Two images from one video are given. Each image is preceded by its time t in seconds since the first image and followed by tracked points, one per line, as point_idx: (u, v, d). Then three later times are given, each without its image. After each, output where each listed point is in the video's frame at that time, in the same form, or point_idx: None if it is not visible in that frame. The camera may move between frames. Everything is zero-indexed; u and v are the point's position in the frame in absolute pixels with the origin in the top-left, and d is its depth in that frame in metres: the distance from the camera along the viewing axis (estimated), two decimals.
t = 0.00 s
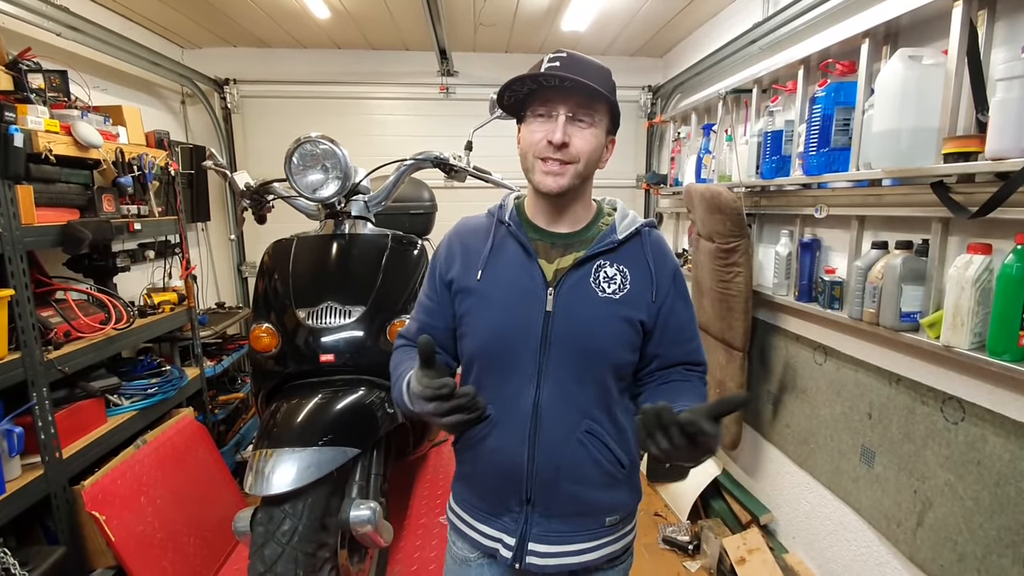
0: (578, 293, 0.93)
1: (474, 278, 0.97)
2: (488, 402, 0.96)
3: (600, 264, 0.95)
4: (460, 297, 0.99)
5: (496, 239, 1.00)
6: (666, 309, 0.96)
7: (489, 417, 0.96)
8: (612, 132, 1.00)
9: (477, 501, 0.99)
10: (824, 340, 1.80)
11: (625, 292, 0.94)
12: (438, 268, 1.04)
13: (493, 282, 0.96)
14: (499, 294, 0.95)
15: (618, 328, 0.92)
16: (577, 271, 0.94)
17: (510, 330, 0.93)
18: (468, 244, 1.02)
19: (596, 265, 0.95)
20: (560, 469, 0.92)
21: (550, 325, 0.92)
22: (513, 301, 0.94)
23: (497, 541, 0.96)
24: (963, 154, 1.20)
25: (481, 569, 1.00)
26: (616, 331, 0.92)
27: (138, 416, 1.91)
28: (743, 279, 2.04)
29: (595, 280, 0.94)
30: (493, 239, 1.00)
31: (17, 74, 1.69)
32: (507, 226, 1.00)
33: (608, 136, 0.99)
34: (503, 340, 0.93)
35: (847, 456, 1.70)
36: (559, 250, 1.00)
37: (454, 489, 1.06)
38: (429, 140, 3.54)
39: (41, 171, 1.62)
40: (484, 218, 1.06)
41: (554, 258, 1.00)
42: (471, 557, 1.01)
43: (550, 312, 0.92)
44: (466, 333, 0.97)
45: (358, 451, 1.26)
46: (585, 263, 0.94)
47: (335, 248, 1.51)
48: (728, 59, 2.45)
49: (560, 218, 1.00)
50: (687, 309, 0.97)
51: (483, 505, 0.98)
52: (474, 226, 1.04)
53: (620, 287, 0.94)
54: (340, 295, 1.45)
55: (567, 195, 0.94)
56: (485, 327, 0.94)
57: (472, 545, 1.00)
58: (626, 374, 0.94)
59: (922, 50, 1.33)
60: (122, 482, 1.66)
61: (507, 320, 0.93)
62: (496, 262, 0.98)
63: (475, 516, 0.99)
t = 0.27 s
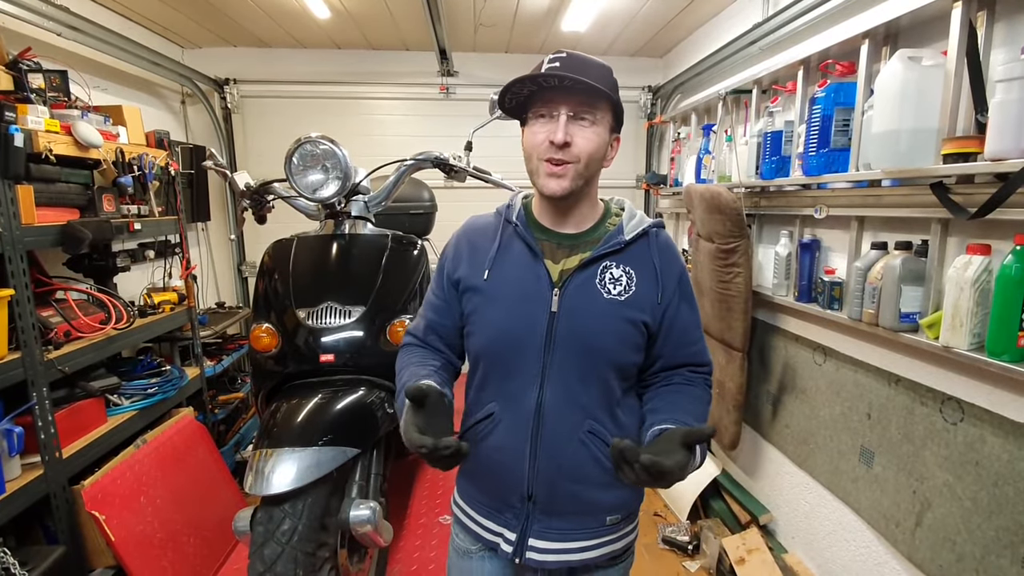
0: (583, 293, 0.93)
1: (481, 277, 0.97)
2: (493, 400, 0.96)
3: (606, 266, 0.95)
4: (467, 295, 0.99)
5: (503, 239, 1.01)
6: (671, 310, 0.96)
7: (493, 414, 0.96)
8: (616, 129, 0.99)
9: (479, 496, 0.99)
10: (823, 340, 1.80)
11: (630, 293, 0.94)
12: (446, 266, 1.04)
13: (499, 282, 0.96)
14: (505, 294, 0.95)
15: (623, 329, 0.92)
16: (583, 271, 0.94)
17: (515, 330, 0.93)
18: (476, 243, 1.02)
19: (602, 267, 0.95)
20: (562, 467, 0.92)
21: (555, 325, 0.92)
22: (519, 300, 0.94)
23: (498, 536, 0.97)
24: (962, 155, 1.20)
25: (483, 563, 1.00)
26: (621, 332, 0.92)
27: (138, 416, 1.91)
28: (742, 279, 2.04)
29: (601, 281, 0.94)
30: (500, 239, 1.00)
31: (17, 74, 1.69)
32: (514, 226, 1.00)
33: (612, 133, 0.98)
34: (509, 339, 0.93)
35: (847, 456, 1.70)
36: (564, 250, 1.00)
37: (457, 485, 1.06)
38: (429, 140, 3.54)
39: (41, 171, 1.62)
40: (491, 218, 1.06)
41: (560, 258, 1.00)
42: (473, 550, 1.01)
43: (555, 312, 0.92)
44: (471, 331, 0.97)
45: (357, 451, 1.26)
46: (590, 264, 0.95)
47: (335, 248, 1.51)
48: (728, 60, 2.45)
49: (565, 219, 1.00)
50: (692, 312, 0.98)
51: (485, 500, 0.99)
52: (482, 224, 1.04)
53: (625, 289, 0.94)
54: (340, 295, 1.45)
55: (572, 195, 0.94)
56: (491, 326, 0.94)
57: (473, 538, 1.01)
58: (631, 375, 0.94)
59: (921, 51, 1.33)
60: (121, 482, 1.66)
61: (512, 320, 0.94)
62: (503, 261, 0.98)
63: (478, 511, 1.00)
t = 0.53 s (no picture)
0: (583, 293, 0.93)
1: (487, 275, 1.00)
2: (495, 396, 0.98)
3: (608, 266, 0.94)
4: (476, 293, 1.02)
5: (511, 238, 1.02)
6: (677, 313, 0.93)
7: (495, 410, 0.97)
8: (621, 126, 0.99)
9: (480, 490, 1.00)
10: (823, 340, 1.80)
11: (632, 295, 0.92)
12: (460, 266, 1.08)
13: (504, 281, 0.98)
14: (507, 293, 0.97)
15: (623, 331, 0.91)
16: (585, 271, 0.94)
17: (516, 328, 0.94)
18: (486, 243, 1.04)
19: (604, 267, 0.94)
20: (559, 466, 0.92)
21: (554, 324, 0.93)
22: (520, 299, 0.95)
23: (495, 529, 0.98)
24: (962, 155, 1.20)
25: (482, 556, 1.02)
26: (621, 334, 0.90)
27: (137, 415, 1.91)
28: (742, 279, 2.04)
29: (601, 281, 0.93)
30: (508, 239, 1.02)
31: (16, 74, 1.69)
32: (522, 226, 1.02)
33: (618, 131, 0.98)
34: (509, 338, 0.95)
35: (846, 456, 1.70)
36: (568, 250, 1.00)
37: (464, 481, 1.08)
38: (429, 140, 3.54)
39: (40, 171, 1.62)
40: (504, 219, 1.08)
41: (563, 258, 0.99)
42: (473, 541, 1.03)
43: (554, 311, 0.93)
44: (478, 329, 1.00)
45: (357, 451, 1.25)
46: (592, 264, 0.94)
47: (334, 248, 1.51)
48: (728, 59, 2.45)
49: (576, 218, 1.00)
50: (702, 316, 0.94)
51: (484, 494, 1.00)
52: (494, 225, 1.07)
53: (627, 290, 0.92)
54: (339, 294, 1.45)
55: (583, 194, 0.94)
56: (493, 324, 0.96)
57: (473, 530, 1.03)
58: (633, 378, 0.93)
59: (920, 51, 1.33)
60: (120, 482, 1.66)
61: (513, 319, 0.95)
62: (509, 261, 1.00)
63: (480, 505, 1.01)
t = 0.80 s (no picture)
0: (596, 294, 0.92)
1: (499, 275, 0.99)
2: (505, 396, 0.98)
3: (622, 267, 0.94)
4: (487, 292, 1.01)
5: (523, 238, 1.02)
6: (689, 317, 0.92)
7: (504, 410, 0.98)
8: (633, 126, 1.00)
9: (489, 490, 1.00)
10: (823, 339, 1.80)
11: (645, 297, 0.92)
12: (470, 265, 1.07)
13: (517, 281, 0.98)
14: (520, 292, 0.96)
15: (635, 332, 0.91)
16: (598, 272, 0.94)
17: (528, 329, 0.94)
18: (498, 242, 1.04)
19: (618, 268, 0.94)
20: (568, 465, 0.93)
21: (566, 325, 0.92)
22: (532, 300, 0.95)
23: (504, 530, 0.98)
24: (962, 154, 1.20)
25: (489, 557, 1.02)
26: (633, 335, 0.91)
27: (136, 415, 1.91)
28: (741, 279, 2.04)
29: (614, 283, 0.93)
30: (521, 238, 1.02)
31: (14, 74, 1.68)
32: (535, 226, 1.01)
33: (631, 130, 0.99)
34: (522, 338, 0.95)
35: (846, 456, 1.70)
36: (582, 251, 0.99)
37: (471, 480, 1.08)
38: (429, 140, 3.53)
39: (39, 171, 1.62)
40: (516, 217, 1.07)
41: (577, 259, 0.99)
42: (481, 543, 1.03)
43: (567, 312, 0.93)
44: (489, 328, 0.99)
45: (355, 451, 1.25)
46: (606, 265, 0.94)
47: (333, 248, 1.51)
48: (728, 59, 2.45)
49: (592, 219, 0.99)
50: (714, 320, 0.93)
51: (494, 494, 0.99)
52: (506, 224, 1.06)
53: (640, 291, 0.92)
54: (338, 294, 1.45)
55: (599, 193, 0.94)
56: (505, 324, 0.96)
57: (482, 531, 1.02)
58: (643, 380, 0.93)
59: (920, 50, 1.33)
60: (119, 483, 1.65)
61: (526, 319, 0.95)
62: (522, 261, 0.99)
63: (488, 505, 1.01)
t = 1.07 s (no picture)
0: (610, 297, 0.93)
1: (505, 278, 0.96)
2: (517, 402, 0.96)
3: (631, 269, 0.95)
4: (490, 297, 0.97)
5: (527, 240, 0.99)
6: (692, 314, 0.97)
7: (517, 416, 0.96)
8: (634, 125, 0.99)
9: (503, 499, 0.98)
10: (822, 339, 1.80)
11: (654, 297, 0.95)
12: (467, 267, 1.02)
13: (526, 285, 0.95)
14: (530, 296, 0.94)
15: (649, 333, 0.93)
16: (609, 274, 0.94)
17: (542, 334, 0.93)
18: (498, 243, 1.00)
19: (628, 270, 0.95)
20: (589, 468, 0.94)
21: (582, 328, 0.92)
22: (545, 303, 0.93)
23: (524, 539, 0.96)
24: (962, 154, 1.19)
25: (510, 569, 0.98)
26: (647, 336, 0.93)
27: (136, 415, 1.91)
28: (741, 278, 2.04)
29: (626, 284, 0.94)
30: (524, 240, 0.99)
31: (13, 73, 1.68)
32: (538, 228, 0.99)
33: (631, 129, 0.98)
34: (536, 343, 0.93)
35: (845, 455, 1.70)
36: (591, 253, 0.99)
37: (473, 485, 1.06)
38: (428, 139, 3.53)
39: (37, 171, 1.62)
40: (513, 217, 1.04)
41: (585, 260, 0.99)
42: (500, 557, 1.00)
43: (582, 315, 0.92)
44: (496, 334, 0.96)
45: (355, 450, 1.25)
46: (616, 267, 0.94)
47: (332, 247, 1.51)
48: (728, 58, 2.44)
49: (593, 221, 0.99)
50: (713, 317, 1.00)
51: (509, 503, 0.98)
52: (503, 224, 1.02)
53: (650, 292, 0.94)
54: (337, 294, 1.45)
55: (601, 195, 0.94)
56: (517, 330, 0.94)
57: (499, 544, 0.99)
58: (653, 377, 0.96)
59: (920, 49, 1.33)
60: (119, 483, 1.65)
61: (539, 323, 0.93)
62: (528, 263, 0.97)
63: (502, 515, 0.98)
